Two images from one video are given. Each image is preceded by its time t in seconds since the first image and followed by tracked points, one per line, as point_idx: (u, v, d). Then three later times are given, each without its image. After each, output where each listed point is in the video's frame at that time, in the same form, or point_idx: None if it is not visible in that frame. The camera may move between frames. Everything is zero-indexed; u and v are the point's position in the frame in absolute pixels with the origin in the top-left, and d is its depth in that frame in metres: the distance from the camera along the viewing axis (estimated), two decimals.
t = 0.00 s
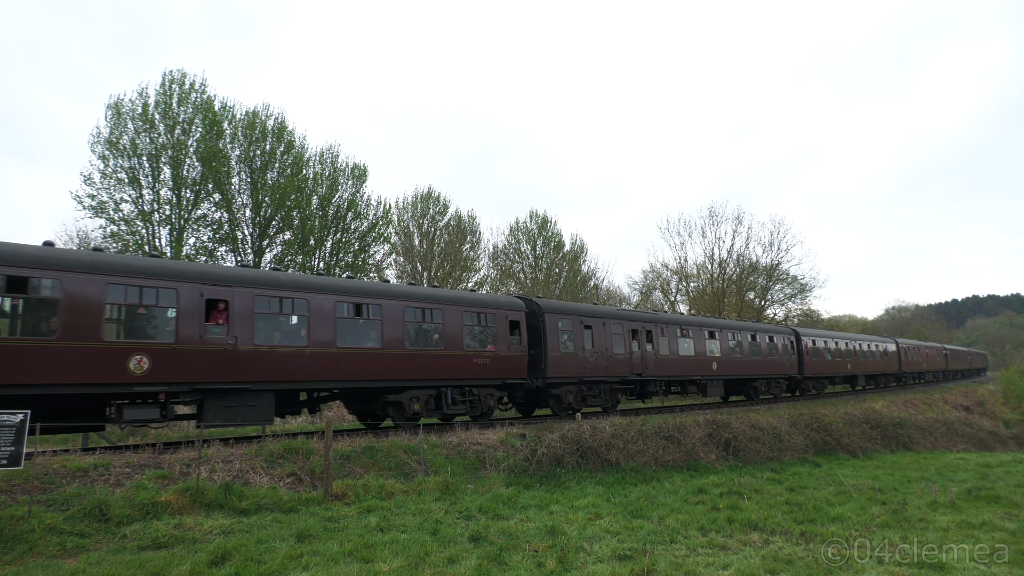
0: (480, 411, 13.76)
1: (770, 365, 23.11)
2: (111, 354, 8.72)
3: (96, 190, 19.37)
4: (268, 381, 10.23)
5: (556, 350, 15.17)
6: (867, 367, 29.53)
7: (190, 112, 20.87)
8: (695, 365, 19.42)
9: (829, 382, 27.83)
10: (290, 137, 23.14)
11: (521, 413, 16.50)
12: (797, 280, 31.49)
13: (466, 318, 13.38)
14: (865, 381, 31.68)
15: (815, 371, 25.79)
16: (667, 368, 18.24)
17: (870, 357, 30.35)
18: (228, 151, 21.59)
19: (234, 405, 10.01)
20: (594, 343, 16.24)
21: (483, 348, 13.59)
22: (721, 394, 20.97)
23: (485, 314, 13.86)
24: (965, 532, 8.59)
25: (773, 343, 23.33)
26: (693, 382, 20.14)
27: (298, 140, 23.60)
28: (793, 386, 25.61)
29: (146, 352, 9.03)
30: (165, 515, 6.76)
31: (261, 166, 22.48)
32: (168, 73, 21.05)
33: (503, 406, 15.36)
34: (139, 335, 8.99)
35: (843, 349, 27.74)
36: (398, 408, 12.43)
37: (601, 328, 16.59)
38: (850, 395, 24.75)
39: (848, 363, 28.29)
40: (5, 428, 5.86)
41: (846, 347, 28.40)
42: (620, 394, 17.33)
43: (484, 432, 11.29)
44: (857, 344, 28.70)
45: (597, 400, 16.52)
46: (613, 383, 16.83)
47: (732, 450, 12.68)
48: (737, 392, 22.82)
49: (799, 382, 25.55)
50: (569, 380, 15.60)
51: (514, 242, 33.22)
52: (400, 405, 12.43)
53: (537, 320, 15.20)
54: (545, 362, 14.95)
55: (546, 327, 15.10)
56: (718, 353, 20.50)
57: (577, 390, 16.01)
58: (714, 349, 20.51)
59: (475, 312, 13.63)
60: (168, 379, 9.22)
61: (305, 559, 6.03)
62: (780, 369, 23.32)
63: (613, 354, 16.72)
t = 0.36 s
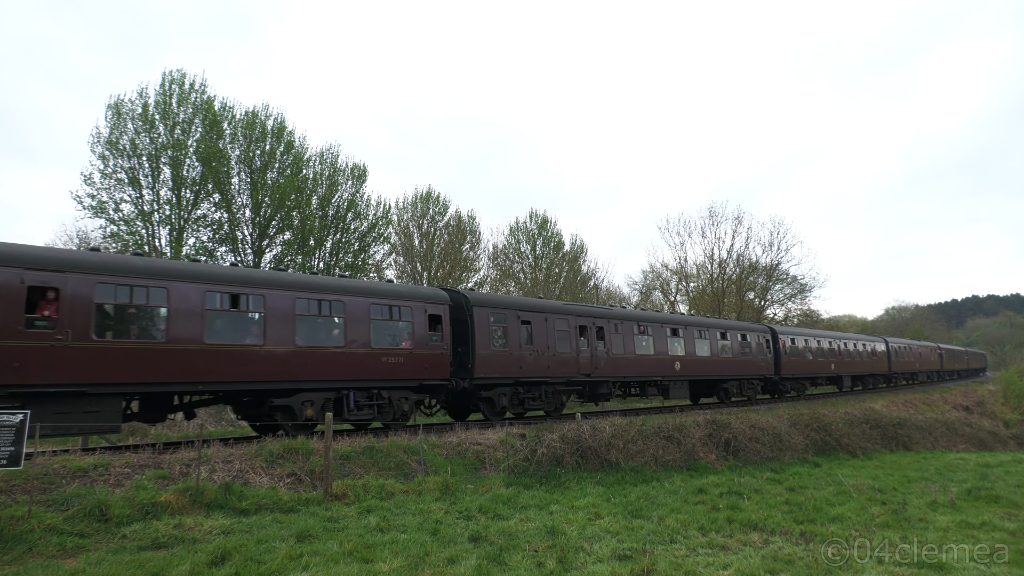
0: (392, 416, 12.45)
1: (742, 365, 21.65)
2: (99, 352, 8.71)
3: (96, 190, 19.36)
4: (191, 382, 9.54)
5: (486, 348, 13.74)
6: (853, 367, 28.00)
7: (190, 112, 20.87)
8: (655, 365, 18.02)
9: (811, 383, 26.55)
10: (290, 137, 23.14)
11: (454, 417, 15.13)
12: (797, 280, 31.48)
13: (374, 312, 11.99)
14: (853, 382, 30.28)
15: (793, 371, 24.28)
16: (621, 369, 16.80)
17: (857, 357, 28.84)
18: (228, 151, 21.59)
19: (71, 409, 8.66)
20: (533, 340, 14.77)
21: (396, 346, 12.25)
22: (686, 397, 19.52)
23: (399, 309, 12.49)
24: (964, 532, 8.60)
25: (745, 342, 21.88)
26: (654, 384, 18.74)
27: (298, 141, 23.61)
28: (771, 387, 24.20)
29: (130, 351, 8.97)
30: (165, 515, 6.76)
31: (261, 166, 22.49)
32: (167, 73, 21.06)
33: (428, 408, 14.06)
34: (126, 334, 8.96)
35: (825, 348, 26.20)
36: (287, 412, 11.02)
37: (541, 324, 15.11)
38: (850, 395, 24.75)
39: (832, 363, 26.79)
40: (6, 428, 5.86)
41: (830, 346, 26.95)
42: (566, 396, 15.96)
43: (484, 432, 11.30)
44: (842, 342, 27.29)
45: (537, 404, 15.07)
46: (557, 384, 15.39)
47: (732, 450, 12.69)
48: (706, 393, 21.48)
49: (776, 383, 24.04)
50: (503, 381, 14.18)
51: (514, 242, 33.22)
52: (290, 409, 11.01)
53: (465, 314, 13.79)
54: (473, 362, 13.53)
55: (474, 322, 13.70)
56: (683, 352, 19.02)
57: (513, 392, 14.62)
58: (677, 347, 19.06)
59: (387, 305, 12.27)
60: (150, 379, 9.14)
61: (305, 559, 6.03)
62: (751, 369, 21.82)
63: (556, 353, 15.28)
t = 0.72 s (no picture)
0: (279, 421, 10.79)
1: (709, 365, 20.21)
2: (98, 352, 8.71)
3: (97, 190, 19.36)
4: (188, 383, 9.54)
5: (398, 347, 12.16)
6: (837, 367, 26.74)
7: (190, 112, 20.87)
8: (606, 365, 16.57)
9: (792, 384, 25.20)
10: (290, 137, 23.14)
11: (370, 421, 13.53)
12: (797, 280, 31.48)
13: (254, 304, 10.41)
14: (841, 384, 28.95)
15: (769, 371, 22.83)
16: (564, 369, 15.38)
17: (843, 356, 27.70)
18: (228, 151, 21.58)
19: None
20: (457, 337, 13.26)
21: (281, 343, 10.63)
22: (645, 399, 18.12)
23: (287, 301, 10.88)
24: (964, 532, 8.59)
25: (712, 340, 20.48)
26: (607, 385, 17.28)
27: (298, 141, 23.62)
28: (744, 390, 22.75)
29: (132, 351, 9.02)
30: (165, 515, 6.76)
31: (261, 166, 22.49)
32: (167, 73, 21.07)
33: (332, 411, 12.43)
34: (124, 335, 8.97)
35: (806, 347, 24.95)
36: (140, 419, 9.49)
37: (466, 319, 13.56)
38: (850, 395, 24.74)
39: (814, 363, 25.38)
40: (5, 428, 5.86)
41: (812, 346, 25.54)
42: (501, 398, 14.49)
43: (484, 432, 11.30)
44: (824, 340, 25.91)
45: (461, 408, 13.51)
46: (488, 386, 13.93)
47: (731, 449, 12.69)
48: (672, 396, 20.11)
49: (749, 385, 22.69)
50: (421, 383, 12.65)
51: (514, 242, 33.23)
52: (144, 414, 9.47)
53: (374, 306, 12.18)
54: (382, 361, 11.95)
55: (384, 317, 12.10)
56: (639, 351, 17.62)
57: (433, 395, 13.09)
58: (633, 345, 17.61)
59: (271, 297, 10.68)
60: (150, 379, 9.18)
61: (305, 558, 6.03)
62: (718, 369, 20.39)
63: (484, 352, 13.75)
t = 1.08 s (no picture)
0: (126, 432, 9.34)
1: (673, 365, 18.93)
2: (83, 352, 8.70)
3: (97, 190, 19.37)
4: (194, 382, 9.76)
5: (287, 344, 10.68)
6: (820, 367, 25.70)
7: (190, 111, 20.86)
8: (548, 364, 15.26)
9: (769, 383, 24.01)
10: (290, 137, 23.15)
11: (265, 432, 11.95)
12: (797, 280, 31.43)
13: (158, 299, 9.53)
14: (825, 385, 27.91)
15: (741, 372, 21.52)
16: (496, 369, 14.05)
17: (825, 357, 26.62)
18: (228, 150, 21.57)
19: None
20: (363, 333, 11.83)
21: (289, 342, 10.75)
22: (596, 401, 16.79)
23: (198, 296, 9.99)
24: (965, 532, 8.58)
25: (677, 338, 19.18)
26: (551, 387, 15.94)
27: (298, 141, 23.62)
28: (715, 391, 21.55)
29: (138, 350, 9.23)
30: (165, 515, 6.76)
31: (261, 166, 22.49)
32: (168, 73, 21.08)
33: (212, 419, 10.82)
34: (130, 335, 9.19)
35: (787, 346, 23.80)
36: None
37: (373, 312, 12.11)
38: (850, 395, 24.70)
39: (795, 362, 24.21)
40: (5, 428, 5.86)
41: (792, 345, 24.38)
42: (419, 402, 13.06)
43: (484, 432, 11.29)
44: (804, 340, 24.81)
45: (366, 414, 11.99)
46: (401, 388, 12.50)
47: (732, 449, 12.68)
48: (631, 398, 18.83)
49: (719, 385, 21.48)
50: (317, 385, 11.16)
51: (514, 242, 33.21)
52: None
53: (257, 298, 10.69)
54: (265, 360, 10.44)
55: (268, 311, 10.56)
56: (587, 349, 16.34)
57: (332, 398, 11.56)
58: (581, 343, 16.33)
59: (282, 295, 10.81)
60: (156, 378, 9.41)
61: (305, 559, 6.02)
62: (683, 369, 19.12)
63: (398, 350, 12.32)
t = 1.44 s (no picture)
0: None
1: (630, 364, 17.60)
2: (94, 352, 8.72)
3: (97, 190, 19.37)
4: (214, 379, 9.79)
5: (136, 341, 9.03)
6: (797, 367, 24.98)
7: (190, 112, 20.87)
8: (480, 364, 13.66)
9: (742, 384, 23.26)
10: (290, 137, 23.15)
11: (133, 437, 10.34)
12: (797, 280, 31.40)
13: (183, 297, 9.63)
14: (806, 385, 27.42)
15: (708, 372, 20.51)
16: (413, 369, 12.43)
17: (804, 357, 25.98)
18: (228, 150, 21.57)
19: None
20: (238, 327, 10.14)
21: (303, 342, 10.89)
22: (536, 405, 15.17)
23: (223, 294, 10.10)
24: (965, 532, 8.58)
25: (633, 336, 17.59)
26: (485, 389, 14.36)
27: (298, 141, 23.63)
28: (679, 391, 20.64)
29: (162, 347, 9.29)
30: (166, 515, 6.76)
31: (262, 166, 22.49)
32: (168, 74, 21.10)
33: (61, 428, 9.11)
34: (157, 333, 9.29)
35: (761, 346, 23.21)
36: None
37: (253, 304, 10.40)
38: (850, 395, 24.68)
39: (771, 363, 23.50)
40: (6, 428, 5.86)
41: (765, 344, 23.60)
42: (313, 406, 11.38)
43: (484, 432, 11.29)
44: (778, 339, 24.09)
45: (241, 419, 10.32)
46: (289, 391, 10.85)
47: (732, 449, 12.68)
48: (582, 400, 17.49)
49: (685, 386, 20.51)
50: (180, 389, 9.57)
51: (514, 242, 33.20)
52: None
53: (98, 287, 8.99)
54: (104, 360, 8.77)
55: (112, 302, 8.89)
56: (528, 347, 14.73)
57: (199, 404, 9.97)
58: (518, 341, 14.62)
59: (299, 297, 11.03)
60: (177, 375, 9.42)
61: (305, 559, 6.02)
62: (641, 369, 17.62)
63: (284, 348, 10.61)
